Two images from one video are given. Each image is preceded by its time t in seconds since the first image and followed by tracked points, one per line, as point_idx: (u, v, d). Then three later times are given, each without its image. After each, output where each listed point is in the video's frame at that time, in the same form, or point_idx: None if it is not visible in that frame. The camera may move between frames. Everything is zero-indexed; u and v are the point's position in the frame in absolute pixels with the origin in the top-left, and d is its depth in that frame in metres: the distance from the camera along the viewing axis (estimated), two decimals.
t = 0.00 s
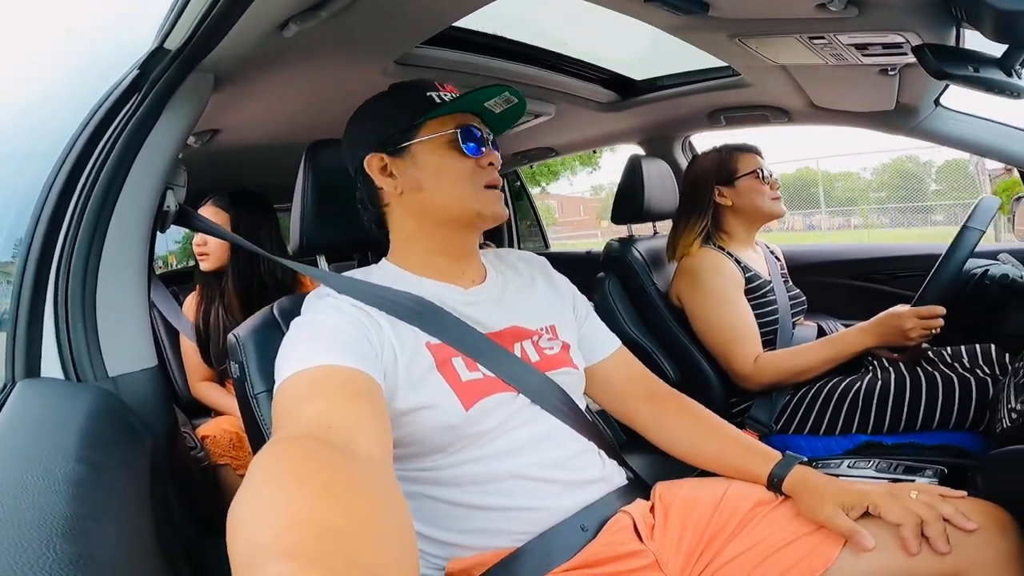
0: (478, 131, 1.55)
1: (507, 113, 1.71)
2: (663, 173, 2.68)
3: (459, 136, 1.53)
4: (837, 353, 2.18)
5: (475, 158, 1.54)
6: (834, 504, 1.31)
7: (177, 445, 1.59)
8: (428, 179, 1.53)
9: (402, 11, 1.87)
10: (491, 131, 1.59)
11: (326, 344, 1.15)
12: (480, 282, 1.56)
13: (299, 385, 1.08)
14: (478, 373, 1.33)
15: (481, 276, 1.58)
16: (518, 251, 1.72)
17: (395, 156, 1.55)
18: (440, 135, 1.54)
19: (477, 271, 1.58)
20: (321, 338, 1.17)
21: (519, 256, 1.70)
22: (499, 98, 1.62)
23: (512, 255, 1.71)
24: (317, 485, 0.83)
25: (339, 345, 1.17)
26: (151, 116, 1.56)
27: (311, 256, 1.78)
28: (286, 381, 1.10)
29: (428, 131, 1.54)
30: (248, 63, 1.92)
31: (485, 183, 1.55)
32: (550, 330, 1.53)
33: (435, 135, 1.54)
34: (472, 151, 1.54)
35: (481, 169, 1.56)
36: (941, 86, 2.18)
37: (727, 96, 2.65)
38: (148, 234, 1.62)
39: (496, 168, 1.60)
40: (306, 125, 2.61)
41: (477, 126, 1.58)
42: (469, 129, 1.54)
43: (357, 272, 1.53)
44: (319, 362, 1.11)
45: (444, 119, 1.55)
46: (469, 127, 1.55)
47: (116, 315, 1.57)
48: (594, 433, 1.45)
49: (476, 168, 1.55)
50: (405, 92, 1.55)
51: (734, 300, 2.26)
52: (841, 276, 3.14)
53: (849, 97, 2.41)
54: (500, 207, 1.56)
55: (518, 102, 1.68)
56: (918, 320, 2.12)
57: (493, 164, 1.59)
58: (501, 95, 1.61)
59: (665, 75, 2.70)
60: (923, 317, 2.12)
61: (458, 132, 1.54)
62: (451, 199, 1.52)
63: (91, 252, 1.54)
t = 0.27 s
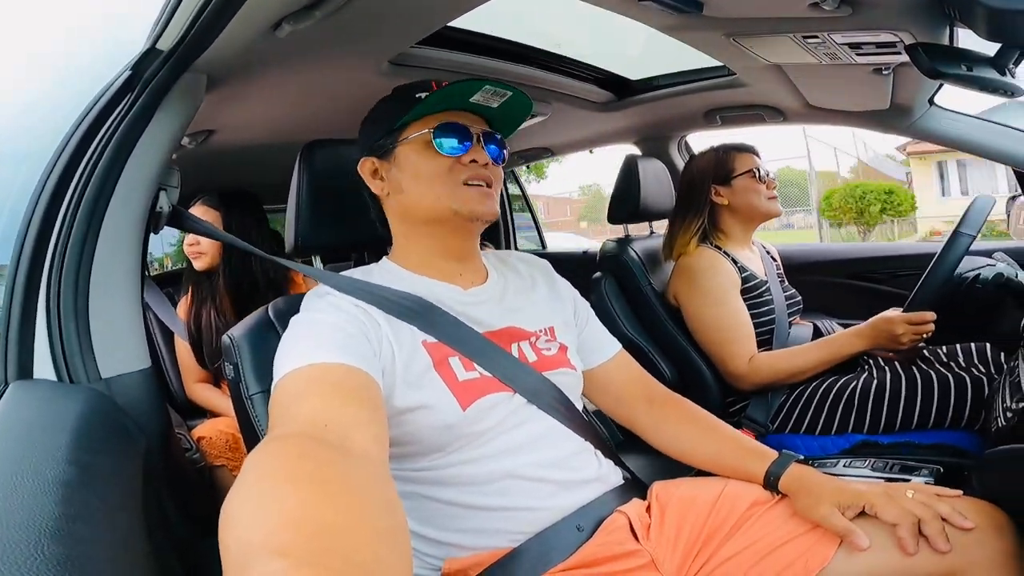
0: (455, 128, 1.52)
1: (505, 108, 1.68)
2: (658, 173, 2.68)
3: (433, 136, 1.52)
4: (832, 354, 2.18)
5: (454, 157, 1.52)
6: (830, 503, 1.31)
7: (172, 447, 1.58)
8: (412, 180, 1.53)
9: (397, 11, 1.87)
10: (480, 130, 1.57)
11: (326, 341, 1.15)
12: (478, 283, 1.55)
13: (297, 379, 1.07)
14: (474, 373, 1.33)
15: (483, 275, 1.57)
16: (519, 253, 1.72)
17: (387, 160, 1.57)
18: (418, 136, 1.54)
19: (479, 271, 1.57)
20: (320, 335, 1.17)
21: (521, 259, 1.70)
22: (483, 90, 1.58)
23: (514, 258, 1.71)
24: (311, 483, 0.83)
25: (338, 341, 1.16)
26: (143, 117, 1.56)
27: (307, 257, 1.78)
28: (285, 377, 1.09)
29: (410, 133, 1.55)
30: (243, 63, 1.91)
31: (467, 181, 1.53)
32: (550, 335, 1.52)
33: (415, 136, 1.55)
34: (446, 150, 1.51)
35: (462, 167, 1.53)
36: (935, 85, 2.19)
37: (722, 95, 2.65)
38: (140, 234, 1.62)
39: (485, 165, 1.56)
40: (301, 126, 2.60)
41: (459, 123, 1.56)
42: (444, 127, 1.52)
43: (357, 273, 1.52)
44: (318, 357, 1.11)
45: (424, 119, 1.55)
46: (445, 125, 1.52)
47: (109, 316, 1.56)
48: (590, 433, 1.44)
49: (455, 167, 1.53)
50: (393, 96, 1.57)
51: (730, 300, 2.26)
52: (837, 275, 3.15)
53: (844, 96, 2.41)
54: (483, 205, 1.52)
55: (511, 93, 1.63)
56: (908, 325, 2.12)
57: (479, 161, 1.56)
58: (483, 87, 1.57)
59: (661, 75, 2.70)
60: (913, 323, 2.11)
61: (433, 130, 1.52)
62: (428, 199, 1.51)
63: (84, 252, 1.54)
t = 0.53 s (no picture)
0: (461, 130, 1.52)
1: (512, 110, 1.67)
2: (657, 174, 2.69)
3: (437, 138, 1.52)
4: (830, 354, 2.19)
5: (460, 159, 1.52)
6: (856, 509, 1.29)
7: (170, 447, 1.58)
8: (418, 182, 1.53)
9: (396, 12, 1.87)
10: (485, 132, 1.57)
11: (332, 337, 1.15)
12: (480, 285, 1.55)
13: (302, 373, 1.07)
14: (477, 371, 1.33)
15: (483, 277, 1.57)
16: (524, 258, 1.72)
17: (395, 162, 1.58)
18: (425, 139, 1.55)
19: (481, 273, 1.57)
20: (326, 330, 1.17)
21: (524, 261, 1.70)
22: (488, 93, 1.57)
23: (515, 259, 1.71)
24: (313, 479, 0.82)
25: (344, 337, 1.16)
26: (141, 118, 1.57)
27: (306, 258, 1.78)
28: (289, 372, 1.09)
29: (418, 135, 1.56)
30: (242, 64, 1.91)
31: (473, 184, 1.52)
32: (552, 338, 1.52)
33: (423, 138, 1.55)
34: (453, 152, 1.51)
35: (468, 169, 1.53)
36: (931, 86, 2.20)
37: (720, 96, 2.66)
38: (138, 235, 1.62)
39: (490, 167, 1.56)
40: (299, 127, 2.60)
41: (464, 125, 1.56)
42: (450, 130, 1.52)
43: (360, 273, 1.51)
44: (325, 352, 1.11)
45: (430, 121, 1.55)
46: (452, 128, 1.52)
47: (107, 317, 1.56)
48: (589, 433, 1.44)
49: (461, 169, 1.52)
50: (403, 100, 1.57)
51: (731, 299, 2.26)
52: (833, 274, 3.17)
53: (842, 97, 2.42)
54: (484, 207, 1.52)
55: (517, 95, 1.62)
56: (902, 329, 2.11)
57: (485, 164, 1.56)
58: (489, 90, 1.57)
59: (659, 76, 2.71)
60: (907, 326, 2.10)
61: (439, 133, 1.53)
62: (436, 201, 1.51)
63: (83, 252, 1.54)
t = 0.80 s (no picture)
0: (444, 139, 1.48)
1: (512, 113, 1.60)
2: (659, 178, 2.69)
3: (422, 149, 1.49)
4: (830, 359, 2.19)
5: (445, 169, 1.47)
6: (847, 508, 1.30)
7: (172, 448, 1.58)
8: (409, 191, 1.52)
9: (399, 15, 1.88)
10: (480, 138, 1.51)
11: (333, 342, 1.16)
12: (481, 290, 1.55)
13: (304, 378, 1.08)
14: (478, 377, 1.34)
15: (484, 282, 1.57)
16: (525, 260, 1.73)
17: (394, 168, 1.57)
18: (416, 148, 1.52)
19: (481, 279, 1.57)
20: (328, 336, 1.17)
21: (527, 265, 1.71)
22: (474, 100, 1.51)
23: (518, 263, 1.72)
24: (316, 484, 0.83)
25: (346, 343, 1.17)
26: (145, 120, 1.57)
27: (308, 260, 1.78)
28: (292, 376, 1.10)
29: (412, 143, 1.53)
30: (245, 67, 1.92)
31: (457, 196, 1.47)
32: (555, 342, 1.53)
33: (414, 146, 1.52)
34: (435, 163, 1.47)
35: (454, 180, 1.48)
36: (932, 91, 2.20)
37: (721, 100, 2.66)
38: (141, 236, 1.62)
39: (479, 179, 1.49)
40: (302, 129, 2.61)
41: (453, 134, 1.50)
42: (433, 139, 1.48)
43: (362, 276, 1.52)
44: (327, 358, 1.12)
45: (421, 130, 1.52)
46: (435, 137, 1.48)
47: (110, 318, 1.56)
48: (589, 436, 1.45)
49: (446, 180, 1.48)
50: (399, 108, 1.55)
51: (732, 304, 2.27)
52: (834, 278, 3.17)
53: (843, 102, 2.43)
54: (468, 217, 1.47)
55: (510, 99, 1.54)
56: (902, 336, 2.12)
57: (473, 175, 1.48)
58: (473, 97, 1.51)
59: (660, 80, 2.71)
60: (907, 333, 2.11)
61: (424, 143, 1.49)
62: (422, 211, 1.49)
63: (86, 254, 1.54)
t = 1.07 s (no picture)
0: (451, 150, 1.45)
1: (524, 124, 1.56)
2: (659, 180, 2.69)
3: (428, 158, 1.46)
4: (829, 363, 2.19)
5: (451, 181, 1.45)
6: (846, 512, 1.30)
7: (172, 447, 1.59)
8: (413, 197, 1.50)
9: (403, 17, 1.88)
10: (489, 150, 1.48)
11: (336, 342, 1.16)
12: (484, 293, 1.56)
13: (307, 378, 1.08)
14: (480, 379, 1.34)
15: (485, 285, 1.58)
16: (530, 261, 1.73)
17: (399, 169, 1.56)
18: (421, 156, 1.50)
19: (483, 283, 1.58)
20: (331, 335, 1.17)
21: (531, 266, 1.71)
22: (484, 111, 1.48)
23: (521, 263, 1.72)
24: (320, 484, 0.83)
25: (349, 342, 1.17)
26: (148, 119, 1.58)
27: (309, 259, 1.79)
28: (294, 376, 1.10)
29: (420, 148, 1.50)
30: (249, 66, 1.93)
31: (463, 210, 1.46)
32: (557, 343, 1.53)
33: (419, 154, 1.50)
34: (441, 174, 1.45)
35: (460, 193, 1.46)
36: (933, 96, 2.21)
37: (723, 103, 2.67)
38: (143, 235, 1.63)
39: (486, 192, 1.47)
40: (304, 129, 2.62)
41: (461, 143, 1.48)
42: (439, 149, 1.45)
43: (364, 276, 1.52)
44: (329, 357, 1.12)
45: (428, 138, 1.50)
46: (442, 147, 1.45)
47: (111, 316, 1.57)
48: (588, 437, 1.45)
49: (452, 193, 1.46)
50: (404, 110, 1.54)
51: (732, 308, 2.28)
52: (834, 281, 3.17)
53: (843, 106, 2.43)
54: (472, 230, 1.46)
55: (521, 111, 1.51)
56: (899, 341, 2.12)
57: (480, 187, 1.46)
58: (482, 110, 1.48)
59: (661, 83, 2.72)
60: (904, 339, 2.11)
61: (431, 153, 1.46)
62: (427, 220, 1.48)
63: (88, 252, 1.55)
